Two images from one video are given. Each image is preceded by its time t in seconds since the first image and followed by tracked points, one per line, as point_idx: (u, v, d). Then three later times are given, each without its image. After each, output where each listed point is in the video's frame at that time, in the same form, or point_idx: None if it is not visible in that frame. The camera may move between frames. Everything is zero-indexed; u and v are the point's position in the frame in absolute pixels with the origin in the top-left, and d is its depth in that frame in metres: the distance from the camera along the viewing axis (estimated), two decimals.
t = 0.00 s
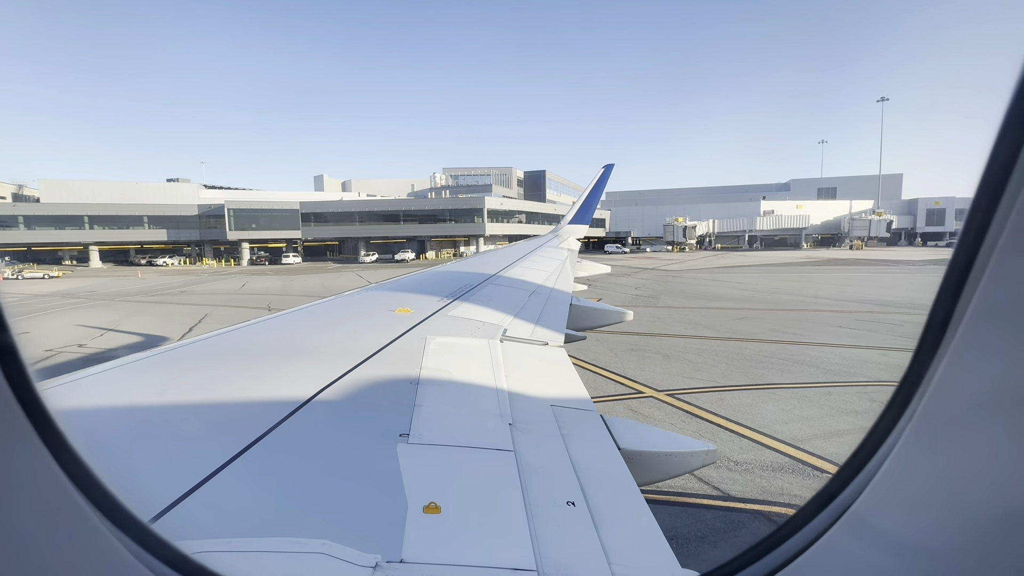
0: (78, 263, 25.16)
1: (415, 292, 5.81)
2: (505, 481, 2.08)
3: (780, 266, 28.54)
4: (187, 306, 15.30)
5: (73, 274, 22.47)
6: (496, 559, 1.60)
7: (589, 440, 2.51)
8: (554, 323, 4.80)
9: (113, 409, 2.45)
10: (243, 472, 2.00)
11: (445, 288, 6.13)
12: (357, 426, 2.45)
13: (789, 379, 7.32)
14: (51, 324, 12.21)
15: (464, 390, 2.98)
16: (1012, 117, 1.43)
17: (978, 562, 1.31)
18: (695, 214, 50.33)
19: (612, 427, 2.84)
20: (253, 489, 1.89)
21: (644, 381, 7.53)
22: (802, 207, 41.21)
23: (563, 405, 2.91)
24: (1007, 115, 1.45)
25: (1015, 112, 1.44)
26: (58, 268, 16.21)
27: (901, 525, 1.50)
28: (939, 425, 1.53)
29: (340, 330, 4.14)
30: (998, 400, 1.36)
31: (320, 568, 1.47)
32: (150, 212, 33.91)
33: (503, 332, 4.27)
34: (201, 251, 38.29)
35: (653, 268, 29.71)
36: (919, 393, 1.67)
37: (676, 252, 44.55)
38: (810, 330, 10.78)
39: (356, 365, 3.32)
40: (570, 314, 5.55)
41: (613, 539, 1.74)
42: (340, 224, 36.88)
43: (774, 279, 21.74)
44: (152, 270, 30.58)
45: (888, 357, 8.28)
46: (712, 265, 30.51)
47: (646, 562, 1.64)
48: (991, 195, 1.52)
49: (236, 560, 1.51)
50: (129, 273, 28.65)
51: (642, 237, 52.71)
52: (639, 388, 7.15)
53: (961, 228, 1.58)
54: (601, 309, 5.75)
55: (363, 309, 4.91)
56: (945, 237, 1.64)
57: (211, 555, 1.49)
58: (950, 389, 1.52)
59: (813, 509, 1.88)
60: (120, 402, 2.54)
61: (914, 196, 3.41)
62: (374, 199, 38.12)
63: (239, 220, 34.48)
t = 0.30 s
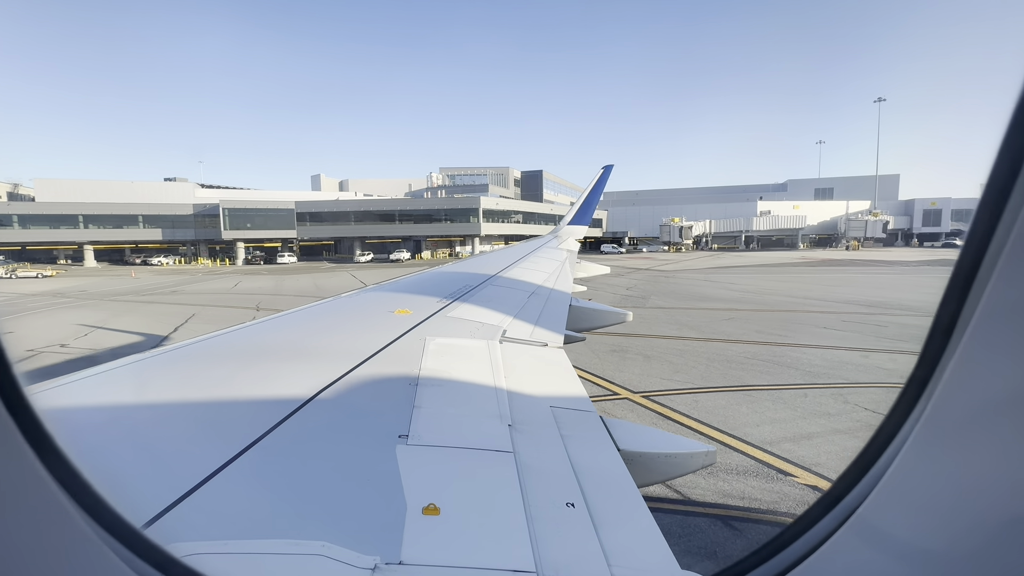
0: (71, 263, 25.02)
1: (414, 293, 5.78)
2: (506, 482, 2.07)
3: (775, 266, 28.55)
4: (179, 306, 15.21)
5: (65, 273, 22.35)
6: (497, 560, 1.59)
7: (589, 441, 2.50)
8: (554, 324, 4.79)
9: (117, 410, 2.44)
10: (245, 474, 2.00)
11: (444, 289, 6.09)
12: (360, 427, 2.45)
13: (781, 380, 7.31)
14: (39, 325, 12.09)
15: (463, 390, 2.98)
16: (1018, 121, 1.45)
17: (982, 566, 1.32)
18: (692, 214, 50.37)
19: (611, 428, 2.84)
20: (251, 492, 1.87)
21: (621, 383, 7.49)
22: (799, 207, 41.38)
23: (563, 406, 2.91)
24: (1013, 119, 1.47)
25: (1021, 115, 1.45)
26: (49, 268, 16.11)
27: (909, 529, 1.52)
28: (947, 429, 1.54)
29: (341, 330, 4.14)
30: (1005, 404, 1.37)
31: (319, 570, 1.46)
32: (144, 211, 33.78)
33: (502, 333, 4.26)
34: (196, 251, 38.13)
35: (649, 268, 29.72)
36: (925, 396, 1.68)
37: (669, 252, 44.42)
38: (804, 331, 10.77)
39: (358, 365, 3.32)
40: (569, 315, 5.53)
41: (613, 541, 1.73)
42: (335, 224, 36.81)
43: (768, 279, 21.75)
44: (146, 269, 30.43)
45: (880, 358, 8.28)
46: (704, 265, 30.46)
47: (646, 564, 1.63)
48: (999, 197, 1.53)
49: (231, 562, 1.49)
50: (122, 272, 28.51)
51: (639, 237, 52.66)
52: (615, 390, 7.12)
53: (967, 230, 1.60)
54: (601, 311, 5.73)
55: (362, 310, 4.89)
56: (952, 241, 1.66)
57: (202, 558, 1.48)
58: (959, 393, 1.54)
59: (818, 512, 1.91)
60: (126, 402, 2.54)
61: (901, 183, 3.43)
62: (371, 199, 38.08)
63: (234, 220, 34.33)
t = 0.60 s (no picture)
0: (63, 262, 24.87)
1: (413, 295, 5.76)
2: (505, 483, 2.06)
3: (769, 266, 28.46)
4: (169, 306, 15.10)
5: (57, 272, 22.20)
6: (496, 562, 1.58)
7: (589, 443, 2.50)
8: (553, 324, 4.78)
9: (117, 411, 2.44)
10: (244, 476, 1.99)
11: (442, 290, 6.07)
12: (360, 429, 2.45)
13: (774, 381, 7.30)
14: (27, 325, 11.98)
15: (461, 392, 2.97)
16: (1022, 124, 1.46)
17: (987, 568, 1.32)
18: (688, 214, 50.36)
19: (610, 429, 2.83)
20: (249, 494, 1.86)
21: (598, 384, 7.46)
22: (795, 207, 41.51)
23: (561, 407, 2.90)
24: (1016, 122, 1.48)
25: None
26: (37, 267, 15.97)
27: (911, 533, 1.52)
28: (950, 431, 1.54)
29: (340, 331, 4.14)
30: (1008, 407, 1.37)
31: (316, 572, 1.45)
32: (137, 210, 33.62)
33: (501, 334, 4.24)
34: (191, 250, 37.98)
35: (644, 268, 29.68)
36: (929, 398, 1.68)
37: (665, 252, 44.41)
38: (798, 331, 10.76)
39: (358, 367, 3.32)
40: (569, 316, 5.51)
41: (613, 544, 1.73)
42: (331, 224, 36.75)
43: (763, 280, 21.76)
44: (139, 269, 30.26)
45: (871, 359, 8.28)
46: (699, 265, 30.48)
47: (646, 566, 1.63)
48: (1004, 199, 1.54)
49: (228, 564, 1.48)
50: (115, 271, 28.34)
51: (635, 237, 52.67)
52: (591, 392, 7.10)
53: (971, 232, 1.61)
54: (600, 311, 5.71)
55: (360, 311, 4.87)
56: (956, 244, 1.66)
57: (197, 561, 1.46)
58: (962, 396, 1.54)
59: (820, 515, 1.91)
60: (126, 403, 2.53)
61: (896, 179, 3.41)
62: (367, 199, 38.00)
63: (229, 219, 34.23)
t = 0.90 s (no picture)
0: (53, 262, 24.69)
1: (410, 296, 5.72)
2: (503, 484, 2.06)
3: (764, 267, 28.47)
4: (160, 306, 14.98)
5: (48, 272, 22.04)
6: (493, 563, 1.58)
7: (587, 443, 2.50)
8: (551, 325, 4.75)
9: (114, 412, 2.42)
10: (242, 477, 1.98)
11: (440, 292, 6.02)
12: (360, 429, 2.43)
13: (765, 382, 7.29)
14: (14, 325, 11.87)
15: (460, 392, 2.97)
16: None
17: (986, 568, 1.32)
18: (684, 214, 50.36)
19: (608, 429, 2.82)
20: (247, 496, 1.85)
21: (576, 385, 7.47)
22: (791, 207, 41.72)
23: (560, 407, 2.90)
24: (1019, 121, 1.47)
25: None
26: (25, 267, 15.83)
27: (913, 532, 1.52)
28: (952, 431, 1.54)
29: (339, 331, 4.12)
30: (1012, 406, 1.37)
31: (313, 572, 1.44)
32: (130, 210, 33.48)
33: (499, 335, 4.22)
34: (185, 250, 37.78)
35: (639, 268, 29.67)
36: (931, 398, 1.68)
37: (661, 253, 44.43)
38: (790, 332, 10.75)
39: (358, 367, 3.31)
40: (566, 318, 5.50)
41: (611, 545, 1.72)
42: (327, 223, 36.62)
43: (758, 280, 21.75)
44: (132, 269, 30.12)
45: (861, 360, 8.27)
46: (694, 265, 30.47)
47: (645, 567, 1.62)
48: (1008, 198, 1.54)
49: (223, 565, 1.47)
50: (107, 271, 28.22)
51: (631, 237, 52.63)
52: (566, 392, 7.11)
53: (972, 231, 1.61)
54: (597, 313, 5.70)
55: (358, 312, 4.84)
56: (957, 244, 1.67)
57: (192, 563, 1.45)
58: (964, 396, 1.54)
59: (821, 515, 1.91)
60: (124, 404, 2.52)
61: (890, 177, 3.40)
62: (362, 199, 37.88)
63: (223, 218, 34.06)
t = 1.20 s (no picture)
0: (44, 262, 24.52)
1: (408, 296, 5.68)
2: (501, 483, 2.06)
3: (759, 267, 28.47)
4: (152, 306, 14.89)
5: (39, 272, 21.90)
6: (491, 563, 1.57)
7: (584, 442, 2.50)
8: (549, 325, 4.74)
9: (110, 412, 2.40)
10: (241, 477, 1.97)
11: (438, 292, 5.98)
12: (358, 429, 2.43)
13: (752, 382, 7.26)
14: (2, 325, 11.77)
15: (459, 392, 2.95)
16: None
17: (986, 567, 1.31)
18: (680, 214, 50.37)
19: (606, 429, 2.81)
20: (244, 497, 1.83)
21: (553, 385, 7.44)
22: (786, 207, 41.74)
23: (558, 407, 2.89)
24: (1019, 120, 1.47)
25: None
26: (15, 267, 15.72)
27: (912, 532, 1.52)
28: (952, 431, 1.54)
29: (337, 331, 4.10)
30: (1015, 407, 1.36)
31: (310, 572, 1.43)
32: (123, 209, 33.32)
33: (496, 335, 4.21)
34: (178, 250, 37.58)
35: (635, 268, 29.65)
36: (931, 397, 1.68)
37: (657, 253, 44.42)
38: (781, 332, 10.75)
39: (356, 367, 3.29)
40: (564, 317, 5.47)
41: (610, 544, 1.72)
42: (322, 223, 36.50)
43: (753, 280, 21.72)
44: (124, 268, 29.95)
45: (849, 360, 8.26)
46: (689, 266, 30.46)
47: (644, 567, 1.61)
48: (1008, 196, 1.54)
49: (219, 565, 1.46)
50: (99, 271, 28.03)
51: (628, 237, 52.58)
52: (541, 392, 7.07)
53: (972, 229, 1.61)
54: (595, 313, 5.68)
55: (356, 312, 4.81)
56: (956, 244, 1.67)
57: (188, 563, 1.44)
58: (963, 395, 1.54)
59: (820, 515, 1.91)
60: (122, 403, 2.51)
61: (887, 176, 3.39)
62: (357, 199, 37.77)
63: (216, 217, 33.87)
